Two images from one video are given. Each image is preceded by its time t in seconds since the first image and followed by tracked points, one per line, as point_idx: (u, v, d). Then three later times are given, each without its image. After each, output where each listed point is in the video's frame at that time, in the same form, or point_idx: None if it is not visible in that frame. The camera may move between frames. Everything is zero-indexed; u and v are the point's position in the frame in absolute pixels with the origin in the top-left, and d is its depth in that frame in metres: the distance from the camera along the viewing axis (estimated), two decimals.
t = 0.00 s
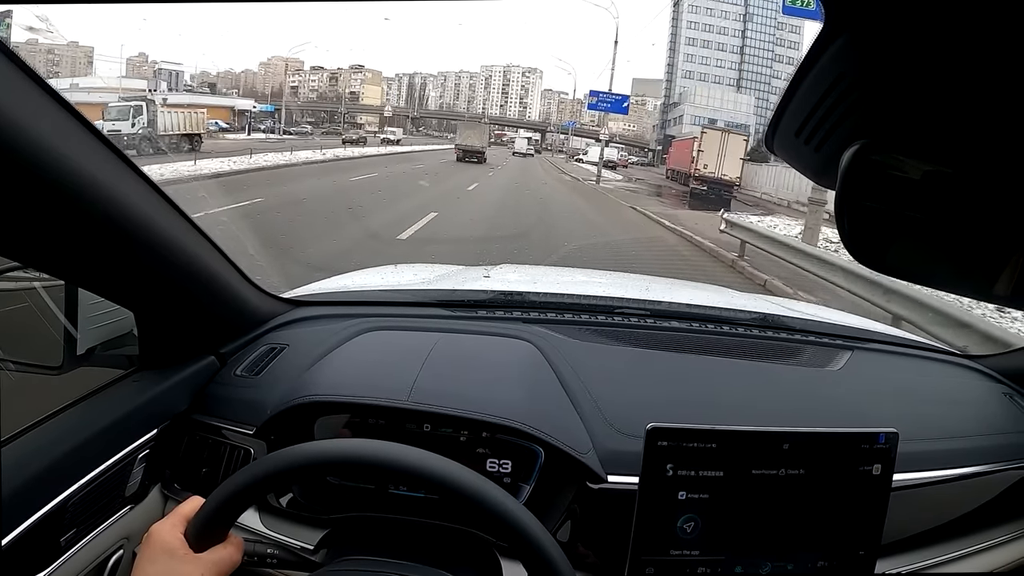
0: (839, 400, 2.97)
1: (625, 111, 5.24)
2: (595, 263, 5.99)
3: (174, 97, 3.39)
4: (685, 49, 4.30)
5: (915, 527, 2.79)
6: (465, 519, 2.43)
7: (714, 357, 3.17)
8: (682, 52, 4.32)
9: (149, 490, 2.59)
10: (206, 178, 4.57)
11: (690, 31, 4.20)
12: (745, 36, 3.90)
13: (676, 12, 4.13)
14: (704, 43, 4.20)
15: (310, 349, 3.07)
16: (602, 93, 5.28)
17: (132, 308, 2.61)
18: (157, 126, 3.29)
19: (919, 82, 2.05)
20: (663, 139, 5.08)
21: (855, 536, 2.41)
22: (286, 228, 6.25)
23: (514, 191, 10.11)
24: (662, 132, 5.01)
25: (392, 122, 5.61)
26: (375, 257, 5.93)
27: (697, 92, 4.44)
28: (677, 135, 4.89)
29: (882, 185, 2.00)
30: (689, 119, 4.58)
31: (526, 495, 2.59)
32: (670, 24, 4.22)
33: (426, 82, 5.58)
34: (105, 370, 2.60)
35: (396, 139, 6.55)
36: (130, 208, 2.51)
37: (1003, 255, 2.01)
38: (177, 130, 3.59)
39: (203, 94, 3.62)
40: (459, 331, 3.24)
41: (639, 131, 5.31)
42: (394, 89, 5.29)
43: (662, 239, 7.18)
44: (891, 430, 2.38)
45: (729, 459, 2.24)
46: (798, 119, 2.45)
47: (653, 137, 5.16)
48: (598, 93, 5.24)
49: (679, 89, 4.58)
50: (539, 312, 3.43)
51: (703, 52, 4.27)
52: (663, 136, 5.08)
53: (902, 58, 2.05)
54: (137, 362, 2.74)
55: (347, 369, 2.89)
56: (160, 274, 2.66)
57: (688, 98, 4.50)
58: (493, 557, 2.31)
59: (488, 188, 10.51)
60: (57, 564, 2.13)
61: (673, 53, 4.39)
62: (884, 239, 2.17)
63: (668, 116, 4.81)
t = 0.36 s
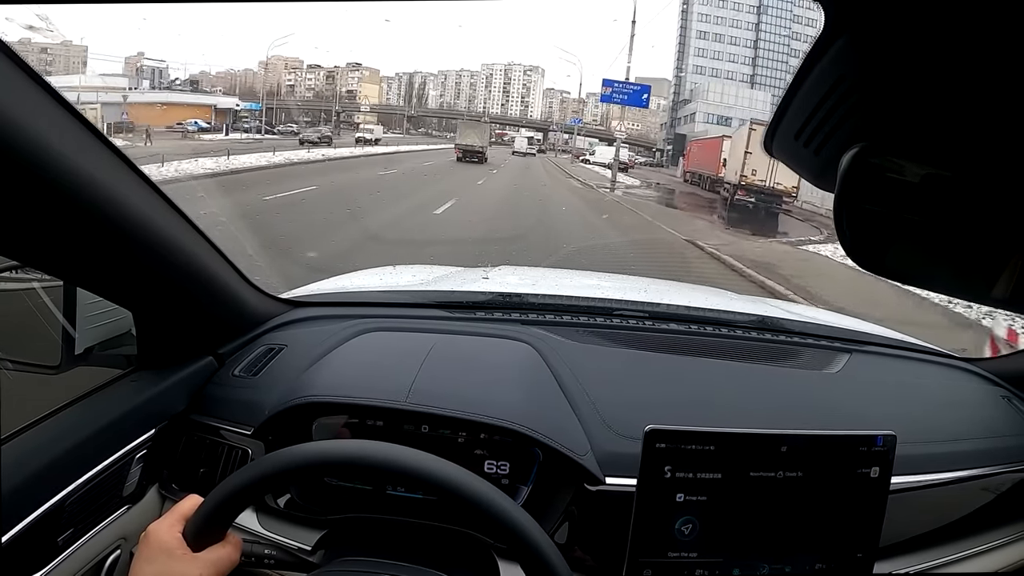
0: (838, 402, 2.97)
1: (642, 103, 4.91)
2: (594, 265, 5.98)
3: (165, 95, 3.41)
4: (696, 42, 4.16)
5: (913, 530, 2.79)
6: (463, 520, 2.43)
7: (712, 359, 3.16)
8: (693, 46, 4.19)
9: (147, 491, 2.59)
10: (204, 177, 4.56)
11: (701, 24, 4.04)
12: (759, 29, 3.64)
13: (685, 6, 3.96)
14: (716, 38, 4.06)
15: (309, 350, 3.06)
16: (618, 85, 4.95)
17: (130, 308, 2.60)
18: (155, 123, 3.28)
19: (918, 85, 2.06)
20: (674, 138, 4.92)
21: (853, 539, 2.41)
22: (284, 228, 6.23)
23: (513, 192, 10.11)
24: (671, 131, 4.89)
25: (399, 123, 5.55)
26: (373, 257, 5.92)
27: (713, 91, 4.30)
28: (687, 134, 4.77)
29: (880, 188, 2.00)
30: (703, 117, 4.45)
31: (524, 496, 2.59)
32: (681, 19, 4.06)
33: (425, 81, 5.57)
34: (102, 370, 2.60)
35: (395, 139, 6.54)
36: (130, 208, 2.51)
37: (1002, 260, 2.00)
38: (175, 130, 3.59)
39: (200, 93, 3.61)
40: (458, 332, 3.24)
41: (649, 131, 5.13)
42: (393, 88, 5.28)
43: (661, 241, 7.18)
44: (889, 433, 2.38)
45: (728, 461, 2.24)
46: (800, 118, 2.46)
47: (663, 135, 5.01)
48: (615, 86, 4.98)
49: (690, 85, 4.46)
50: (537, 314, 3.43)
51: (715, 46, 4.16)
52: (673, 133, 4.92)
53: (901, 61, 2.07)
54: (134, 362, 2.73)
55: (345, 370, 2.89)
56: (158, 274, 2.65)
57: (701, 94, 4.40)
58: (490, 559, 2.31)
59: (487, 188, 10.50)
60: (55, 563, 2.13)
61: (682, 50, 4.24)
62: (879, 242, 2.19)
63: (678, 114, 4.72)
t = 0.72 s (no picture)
0: (838, 404, 2.97)
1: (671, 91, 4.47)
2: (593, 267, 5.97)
3: (169, 96, 3.43)
4: (708, 36, 4.06)
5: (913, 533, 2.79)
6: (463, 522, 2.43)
7: (712, 361, 3.16)
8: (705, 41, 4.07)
9: (146, 492, 2.59)
10: (203, 177, 4.56)
11: (713, 17, 3.94)
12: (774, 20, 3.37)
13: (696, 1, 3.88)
14: (729, 31, 3.99)
15: (308, 351, 3.06)
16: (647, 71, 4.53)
17: (130, 309, 2.60)
18: (155, 123, 3.28)
19: (918, 87, 2.07)
20: (685, 138, 4.78)
21: (853, 541, 2.40)
22: (283, 228, 6.23)
23: (513, 192, 10.10)
24: (681, 130, 4.73)
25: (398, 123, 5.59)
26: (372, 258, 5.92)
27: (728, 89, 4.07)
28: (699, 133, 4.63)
29: (879, 191, 1.99)
30: (716, 115, 4.22)
31: (524, 498, 2.59)
32: (693, 13, 3.93)
33: (424, 81, 5.56)
34: (102, 371, 2.59)
35: (395, 139, 6.53)
36: (130, 209, 2.51)
37: (1000, 263, 1.99)
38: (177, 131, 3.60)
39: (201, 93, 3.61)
40: (458, 334, 3.24)
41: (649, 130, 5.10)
42: (393, 88, 5.27)
43: (660, 242, 7.17)
44: (888, 435, 2.38)
45: (727, 463, 2.24)
46: (801, 119, 2.45)
47: (673, 134, 4.85)
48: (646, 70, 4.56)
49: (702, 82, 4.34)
50: (537, 316, 3.43)
51: (727, 41, 4.07)
52: (684, 132, 4.75)
53: (903, 63, 2.08)
54: (134, 363, 2.73)
55: (344, 371, 2.89)
56: (158, 276, 2.65)
57: (715, 90, 4.26)
58: (489, 561, 2.31)
59: (486, 188, 10.48)
60: (54, 564, 2.12)
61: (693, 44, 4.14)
62: (878, 245, 2.18)
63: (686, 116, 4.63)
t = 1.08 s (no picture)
0: (838, 404, 2.97)
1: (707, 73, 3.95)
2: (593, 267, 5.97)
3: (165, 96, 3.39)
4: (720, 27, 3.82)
5: (914, 533, 2.78)
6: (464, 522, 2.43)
7: (713, 361, 3.16)
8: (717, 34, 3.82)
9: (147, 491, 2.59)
10: (203, 177, 4.55)
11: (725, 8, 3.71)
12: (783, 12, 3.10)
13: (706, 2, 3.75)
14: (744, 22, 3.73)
15: (309, 351, 3.06)
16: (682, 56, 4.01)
17: (131, 308, 2.61)
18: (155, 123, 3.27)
19: (918, 87, 2.07)
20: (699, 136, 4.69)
21: (853, 541, 2.40)
22: (283, 228, 6.22)
23: (513, 192, 10.08)
24: (693, 128, 4.66)
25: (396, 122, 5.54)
26: (372, 258, 5.92)
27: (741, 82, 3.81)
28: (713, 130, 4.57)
29: (879, 191, 2.01)
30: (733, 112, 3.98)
31: (524, 497, 2.59)
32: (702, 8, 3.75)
33: (423, 80, 5.55)
34: (103, 371, 2.60)
35: (394, 139, 6.53)
36: (131, 210, 2.52)
37: (1000, 263, 1.99)
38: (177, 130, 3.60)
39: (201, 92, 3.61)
40: (458, 334, 3.24)
41: (650, 129, 5.08)
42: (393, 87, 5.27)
43: (661, 242, 7.16)
44: (889, 435, 2.38)
45: (727, 463, 2.24)
46: (802, 119, 2.46)
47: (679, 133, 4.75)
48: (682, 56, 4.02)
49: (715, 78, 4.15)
50: (537, 315, 3.43)
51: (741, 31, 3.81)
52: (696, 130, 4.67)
53: (902, 63, 2.08)
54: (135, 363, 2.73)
55: (345, 371, 2.89)
56: (158, 276, 2.65)
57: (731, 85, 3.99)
58: (490, 560, 2.31)
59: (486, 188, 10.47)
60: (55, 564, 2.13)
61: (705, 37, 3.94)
62: (878, 245, 2.19)
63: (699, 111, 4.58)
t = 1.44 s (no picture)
0: (837, 403, 2.97)
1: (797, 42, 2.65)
2: (591, 265, 5.97)
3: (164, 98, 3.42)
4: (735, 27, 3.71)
5: (911, 531, 2.79)
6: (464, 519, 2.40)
7: (711, 359, 3.17)
8: None
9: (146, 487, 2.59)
10: (202, 173, 4.55)
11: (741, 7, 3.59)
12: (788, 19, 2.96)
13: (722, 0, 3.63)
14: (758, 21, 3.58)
15: (308, 347, 3.06)
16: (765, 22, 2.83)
17: (130, 304, 2.60)
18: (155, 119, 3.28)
19: (917, 86, 2.05)
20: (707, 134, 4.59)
21: (851, 540, 2.41)
22: (282, 224, 6.22)
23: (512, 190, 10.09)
24: (706, 126, 4.54)
25: (394, 121, 5.54)
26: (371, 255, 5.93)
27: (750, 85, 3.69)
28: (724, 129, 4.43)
29: (879, 190, 2.01)
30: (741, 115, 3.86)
31: (523, 493, 2.60)
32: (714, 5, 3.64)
33: (423, 79, 5.56)
34: (102, 366, 2.59)
35: (394, 137, 6.53)
36: (132, 205, 2.52)
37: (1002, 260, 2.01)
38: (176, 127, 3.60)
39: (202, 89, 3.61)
40: (458, 330, 3.24)
41: (650, 128, 5.09)
42: (393, 85, 5.28)
43: (659, 241, 7.17)
44: (887, 434, 2.39)
45: (726, 461, 2.24)
46: (802, 118, 2.45)
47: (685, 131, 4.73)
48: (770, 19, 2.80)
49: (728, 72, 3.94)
50: (536, 313, 3.43)
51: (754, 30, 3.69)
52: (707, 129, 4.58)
53: (902, 63, 2.06)
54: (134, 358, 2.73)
55: (344, 367, 2.89)
56: (157, 271, 2.65)
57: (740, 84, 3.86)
58: (488, 557, 2.31)
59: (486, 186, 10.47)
60: (53, 559, 2.13)
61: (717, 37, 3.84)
62: (879, 244, 2.20)
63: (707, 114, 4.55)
